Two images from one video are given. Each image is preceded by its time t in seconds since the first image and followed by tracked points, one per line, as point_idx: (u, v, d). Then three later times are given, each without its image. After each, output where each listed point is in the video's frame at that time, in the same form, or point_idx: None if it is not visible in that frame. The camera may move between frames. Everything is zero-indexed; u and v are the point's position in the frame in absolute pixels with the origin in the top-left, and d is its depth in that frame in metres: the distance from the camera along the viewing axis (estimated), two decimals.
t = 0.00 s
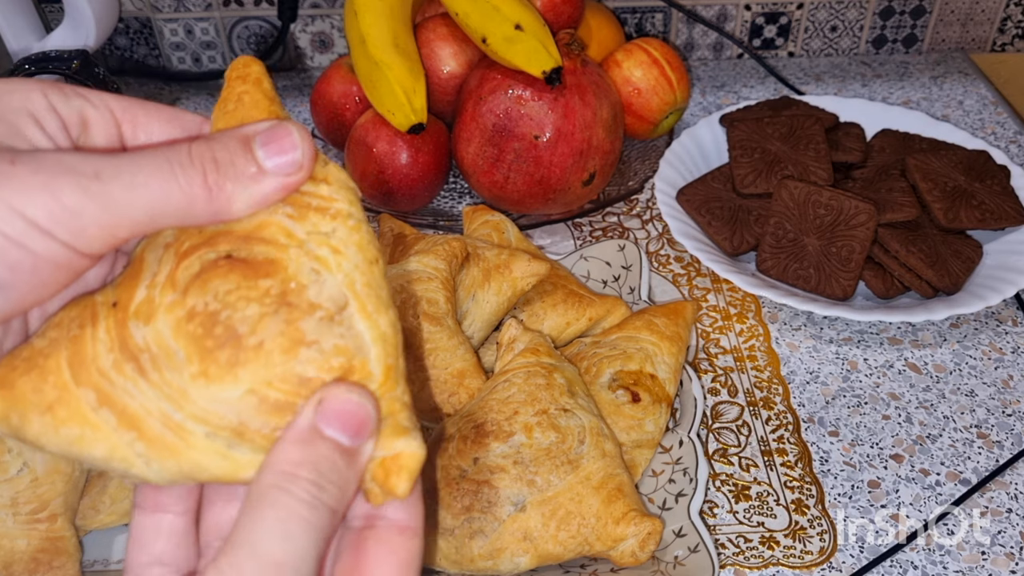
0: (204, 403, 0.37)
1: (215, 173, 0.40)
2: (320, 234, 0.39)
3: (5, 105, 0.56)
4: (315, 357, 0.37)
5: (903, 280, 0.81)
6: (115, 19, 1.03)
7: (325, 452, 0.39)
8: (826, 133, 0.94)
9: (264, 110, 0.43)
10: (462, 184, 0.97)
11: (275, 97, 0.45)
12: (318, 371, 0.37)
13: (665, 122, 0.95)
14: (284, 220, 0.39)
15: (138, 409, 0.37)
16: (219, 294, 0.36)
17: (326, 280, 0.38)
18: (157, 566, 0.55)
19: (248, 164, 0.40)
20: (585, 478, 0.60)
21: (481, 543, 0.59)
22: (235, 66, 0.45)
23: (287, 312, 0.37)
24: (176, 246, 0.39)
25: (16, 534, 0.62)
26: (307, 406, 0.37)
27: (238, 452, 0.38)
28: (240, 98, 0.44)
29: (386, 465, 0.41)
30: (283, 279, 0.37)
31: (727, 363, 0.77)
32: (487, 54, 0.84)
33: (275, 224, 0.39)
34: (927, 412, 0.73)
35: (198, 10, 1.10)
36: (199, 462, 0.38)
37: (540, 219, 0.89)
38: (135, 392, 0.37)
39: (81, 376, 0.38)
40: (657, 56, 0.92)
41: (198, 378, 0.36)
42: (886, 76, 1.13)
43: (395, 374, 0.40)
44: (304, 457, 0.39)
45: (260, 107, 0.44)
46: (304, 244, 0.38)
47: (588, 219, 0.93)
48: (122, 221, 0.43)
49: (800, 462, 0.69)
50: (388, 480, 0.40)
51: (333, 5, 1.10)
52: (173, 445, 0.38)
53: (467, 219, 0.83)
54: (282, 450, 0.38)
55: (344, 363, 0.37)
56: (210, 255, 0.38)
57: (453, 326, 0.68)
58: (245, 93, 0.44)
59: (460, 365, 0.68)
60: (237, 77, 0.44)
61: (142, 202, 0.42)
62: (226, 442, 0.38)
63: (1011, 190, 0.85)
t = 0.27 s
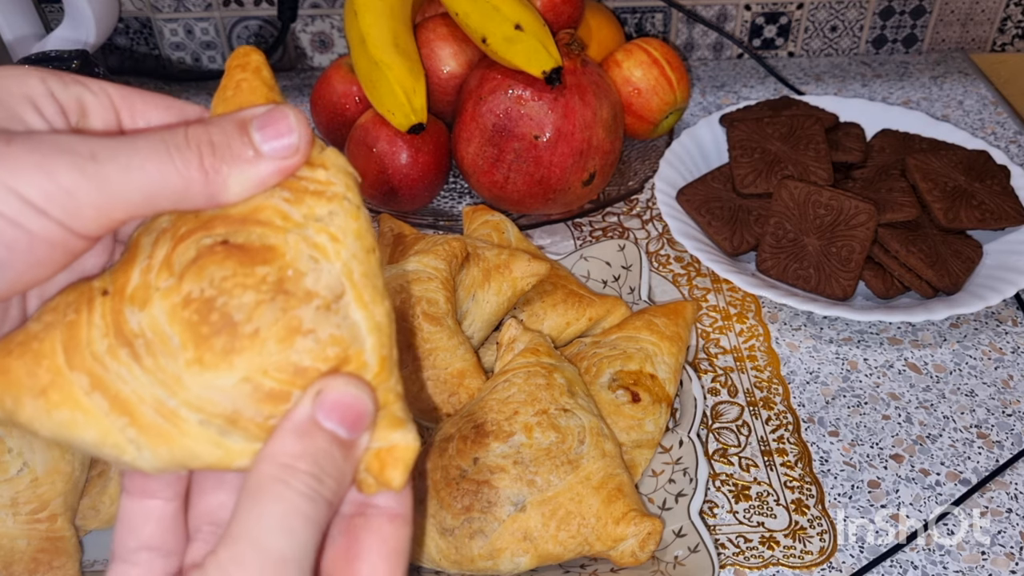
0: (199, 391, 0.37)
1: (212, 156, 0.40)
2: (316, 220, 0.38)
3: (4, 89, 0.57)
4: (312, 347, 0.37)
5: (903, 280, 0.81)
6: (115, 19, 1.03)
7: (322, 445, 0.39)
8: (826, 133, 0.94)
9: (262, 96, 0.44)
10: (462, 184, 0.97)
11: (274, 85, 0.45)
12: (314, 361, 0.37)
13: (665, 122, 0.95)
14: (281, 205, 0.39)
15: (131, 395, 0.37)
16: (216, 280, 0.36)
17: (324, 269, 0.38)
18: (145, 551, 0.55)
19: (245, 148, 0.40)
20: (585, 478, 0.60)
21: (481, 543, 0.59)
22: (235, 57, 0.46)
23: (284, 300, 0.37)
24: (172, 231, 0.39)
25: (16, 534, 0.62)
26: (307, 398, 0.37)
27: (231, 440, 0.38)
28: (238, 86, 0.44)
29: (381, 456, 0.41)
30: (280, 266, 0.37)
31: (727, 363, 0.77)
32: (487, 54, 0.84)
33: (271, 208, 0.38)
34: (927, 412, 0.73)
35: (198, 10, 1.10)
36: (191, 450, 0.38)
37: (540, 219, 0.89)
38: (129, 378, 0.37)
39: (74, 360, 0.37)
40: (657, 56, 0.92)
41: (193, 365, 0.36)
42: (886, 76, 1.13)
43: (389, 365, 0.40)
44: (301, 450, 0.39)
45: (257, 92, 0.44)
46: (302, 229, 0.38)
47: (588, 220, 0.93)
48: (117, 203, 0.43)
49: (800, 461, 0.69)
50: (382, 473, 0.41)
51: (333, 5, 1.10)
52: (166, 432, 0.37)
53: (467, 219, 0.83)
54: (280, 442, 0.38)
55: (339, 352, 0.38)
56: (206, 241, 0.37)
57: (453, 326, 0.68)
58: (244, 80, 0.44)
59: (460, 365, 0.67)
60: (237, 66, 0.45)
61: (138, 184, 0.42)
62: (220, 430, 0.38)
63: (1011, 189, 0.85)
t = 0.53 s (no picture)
0: (196, 389, 0.36)
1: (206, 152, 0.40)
2: (313, 216, 0.38)
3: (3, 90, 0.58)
4: (308, 344, 0.37)
5: (903, 280, 0.81)
6: (115, 20, 1.03)
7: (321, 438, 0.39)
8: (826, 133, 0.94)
9: (257, 94, 0.44)
10: (462, 184, 0.97)
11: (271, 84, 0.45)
12: (310, 357, 0.37)
13: (665, 122, 0.95)
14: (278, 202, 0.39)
15: (129, 394, 0.37)
16: (212, 279, 0.36)
17: (320, 265, 0.38)
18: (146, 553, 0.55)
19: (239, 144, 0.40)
20: (585, 478, 0.60)
21: (481, 543, 0.59)
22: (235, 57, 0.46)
23: (280, 297, 0.37)
24: (169, 229, 0.39)
25: (17, 534, 0.62)
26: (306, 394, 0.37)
27: (229, 438, 0.38)
28: (235, 86, 0.45)
29: (380, 451, 0.40)
30: (277, 263, 0.37)
31: (727, 363, 0.77)
32: (487, 54, 0.84)
33: (266, 204, 0.39)
34: (927, 412, 0.73)
35: (198, 10, 1.10)
36: (190, 449, 0.38)
37: (540, 219, 0.90)
38: (126, 376, 0.37)
39: (74, 359, 0.37)
40: (657, 56, 0.92)
41: (190, 363, 0.36)
42: (886, 76, 1.13)
43: (387, 360, 0.40)
44: (301, 444, 0.39)
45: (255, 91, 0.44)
46: (299, 225, 0.38)
47: (588, 220, 0.93)
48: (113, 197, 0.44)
49: (800, 461, 0.69)
50: (382, 468, 0.40)
51: (333, 5, 1.10)
52: (164, 430, 0.37)
53: (467, 219, 0.83)
54: (279, 440, 0.38)
55: (337, 348, 0.38)
56: (204, 239, 0.37)
57: (453, 326, 0.68)
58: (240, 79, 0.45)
59: (460, 365, 0.67)
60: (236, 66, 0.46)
61: (132, 177, 0.42)
62: (219, 427, 0.38)
63: (1011, 189, 0.85)
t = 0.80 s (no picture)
0: (227, 376, 0.37)
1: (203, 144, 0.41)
2: (341, 205, 0.37)
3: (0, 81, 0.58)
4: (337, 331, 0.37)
5: (903, 280, 0.81)
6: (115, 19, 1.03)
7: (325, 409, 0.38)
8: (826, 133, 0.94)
9: (291, 76, 0.38)
10: (462, 184, 0.97)
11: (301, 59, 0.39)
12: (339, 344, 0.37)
13: (665, 122, 0.95)
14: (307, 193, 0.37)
15: (164, 380, 0.37)
16: (241, 267, 0.36)
17: (347, 254, 0.37)
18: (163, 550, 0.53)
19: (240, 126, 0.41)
20: (585, 478, 0.60)
21: (481, 543, 0.58)
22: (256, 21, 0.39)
23: (309, 286, 0.36)
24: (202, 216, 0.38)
25: (16, 534, 0.62)
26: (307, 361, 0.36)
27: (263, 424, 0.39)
28: (264, 63, 0.38)
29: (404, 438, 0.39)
30: (305, 252, 0.36)
31: (727, 363, 0.77)
32: (487, 54, 0.84)
33: (297, 195, 0.37)
34: (927, 412, 0.73)
35: (198, 10, 1.10)
36: (224, 432, 0.38)
37: (540, 219, 0.90)
38: (160, 364, 0.37)
39: (108, 347, 0.37)
40: (657, 56, 0.92)
41: (221, 351, 0.36)
42: (886, 76, 1.13)
43: (418, 347, 0.39)
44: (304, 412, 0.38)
45: (284, 67, 0.38)
46: (325, 217, 0.37)
47: (588, 219, 0.93)
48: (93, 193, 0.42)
49: (800, 461, 0.69)
50: (405, 454, 0.39)
51: (334, 5, 1.11)
52: (198, 416, 0.38)
53: (467, 219, 0.83)
54: (283, 405, 0.37)
55: (365, 336, 0.37)
56: (235, 226, 0.37)
57: (453, 326, 0.68)
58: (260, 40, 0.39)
59: (460, 365, 0.68)
60: (262, 36, 0.38)
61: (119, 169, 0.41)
62: (251, 413, 0.38)
63: (1011, 189, 0.85)
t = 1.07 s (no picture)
0: (214, 343, 0.37)
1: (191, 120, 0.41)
2: (328, 169, 0.37)
3: None
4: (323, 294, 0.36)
5: (903, 280, 0.81)
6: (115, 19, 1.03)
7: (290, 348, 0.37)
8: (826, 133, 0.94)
9: (270, 36, 0.39)
10: (462, 183, 0.97)
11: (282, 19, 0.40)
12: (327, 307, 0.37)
13: (665, 122, 0.95)
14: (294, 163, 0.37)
15: (150, 349, 0.37)
16: (226, 234, 0.36)
17: (331, 217, 0.37)
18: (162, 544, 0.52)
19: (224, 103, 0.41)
20: (585, 478, 0.60)
21: (480, 543, 0.58)
22: None
23: (293, 251, 0.36)
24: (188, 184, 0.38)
25: (16, 534, 0.62)
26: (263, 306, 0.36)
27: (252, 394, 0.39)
28: (243, 24, 0.39)
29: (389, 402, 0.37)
30: (289, 217, 0.36)
31: (727, 363, 0.77)
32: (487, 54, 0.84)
33: (285, 164, 0.37)
34: (927, 412, 0.73)
35: (198, 10, 1.10)
36: (211, 402, 0.38)
37: (540, 219, 0.90)
38: (147, 333, 0.36)
39: (94, 317, 0.37)
40: (657, 56, 0.92)
41: (207, 319, 0.36)
42: (886, 76, 1.13)
43: (408, 312, 0.38)
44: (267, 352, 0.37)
45: (265, 32, 0.39)
46: (309, 181, 0.37)
47: (588, 219, 0.93)
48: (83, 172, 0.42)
49: (800, 461, 0.69)
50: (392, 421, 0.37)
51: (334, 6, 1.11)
52: (185, 384, 0.38)
53: (467, 219, 0.83)
54: (240, 352, 0.37)
55: (353, 300, 0.37)
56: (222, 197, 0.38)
57: (453, 326, 0.68)
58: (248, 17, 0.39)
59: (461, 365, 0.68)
60: None
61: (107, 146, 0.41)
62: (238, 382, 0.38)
63: (1011, 189, 0.85)
